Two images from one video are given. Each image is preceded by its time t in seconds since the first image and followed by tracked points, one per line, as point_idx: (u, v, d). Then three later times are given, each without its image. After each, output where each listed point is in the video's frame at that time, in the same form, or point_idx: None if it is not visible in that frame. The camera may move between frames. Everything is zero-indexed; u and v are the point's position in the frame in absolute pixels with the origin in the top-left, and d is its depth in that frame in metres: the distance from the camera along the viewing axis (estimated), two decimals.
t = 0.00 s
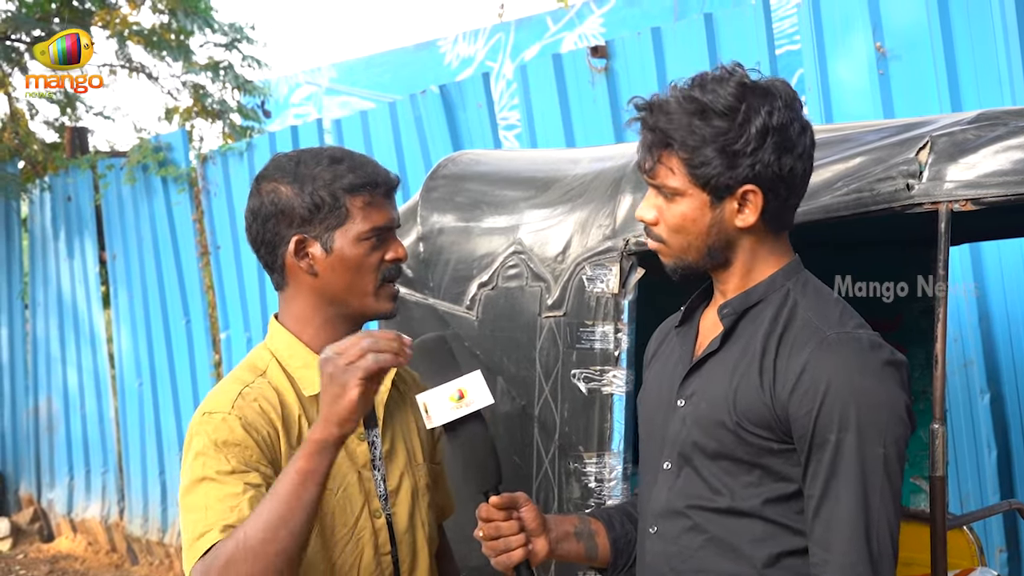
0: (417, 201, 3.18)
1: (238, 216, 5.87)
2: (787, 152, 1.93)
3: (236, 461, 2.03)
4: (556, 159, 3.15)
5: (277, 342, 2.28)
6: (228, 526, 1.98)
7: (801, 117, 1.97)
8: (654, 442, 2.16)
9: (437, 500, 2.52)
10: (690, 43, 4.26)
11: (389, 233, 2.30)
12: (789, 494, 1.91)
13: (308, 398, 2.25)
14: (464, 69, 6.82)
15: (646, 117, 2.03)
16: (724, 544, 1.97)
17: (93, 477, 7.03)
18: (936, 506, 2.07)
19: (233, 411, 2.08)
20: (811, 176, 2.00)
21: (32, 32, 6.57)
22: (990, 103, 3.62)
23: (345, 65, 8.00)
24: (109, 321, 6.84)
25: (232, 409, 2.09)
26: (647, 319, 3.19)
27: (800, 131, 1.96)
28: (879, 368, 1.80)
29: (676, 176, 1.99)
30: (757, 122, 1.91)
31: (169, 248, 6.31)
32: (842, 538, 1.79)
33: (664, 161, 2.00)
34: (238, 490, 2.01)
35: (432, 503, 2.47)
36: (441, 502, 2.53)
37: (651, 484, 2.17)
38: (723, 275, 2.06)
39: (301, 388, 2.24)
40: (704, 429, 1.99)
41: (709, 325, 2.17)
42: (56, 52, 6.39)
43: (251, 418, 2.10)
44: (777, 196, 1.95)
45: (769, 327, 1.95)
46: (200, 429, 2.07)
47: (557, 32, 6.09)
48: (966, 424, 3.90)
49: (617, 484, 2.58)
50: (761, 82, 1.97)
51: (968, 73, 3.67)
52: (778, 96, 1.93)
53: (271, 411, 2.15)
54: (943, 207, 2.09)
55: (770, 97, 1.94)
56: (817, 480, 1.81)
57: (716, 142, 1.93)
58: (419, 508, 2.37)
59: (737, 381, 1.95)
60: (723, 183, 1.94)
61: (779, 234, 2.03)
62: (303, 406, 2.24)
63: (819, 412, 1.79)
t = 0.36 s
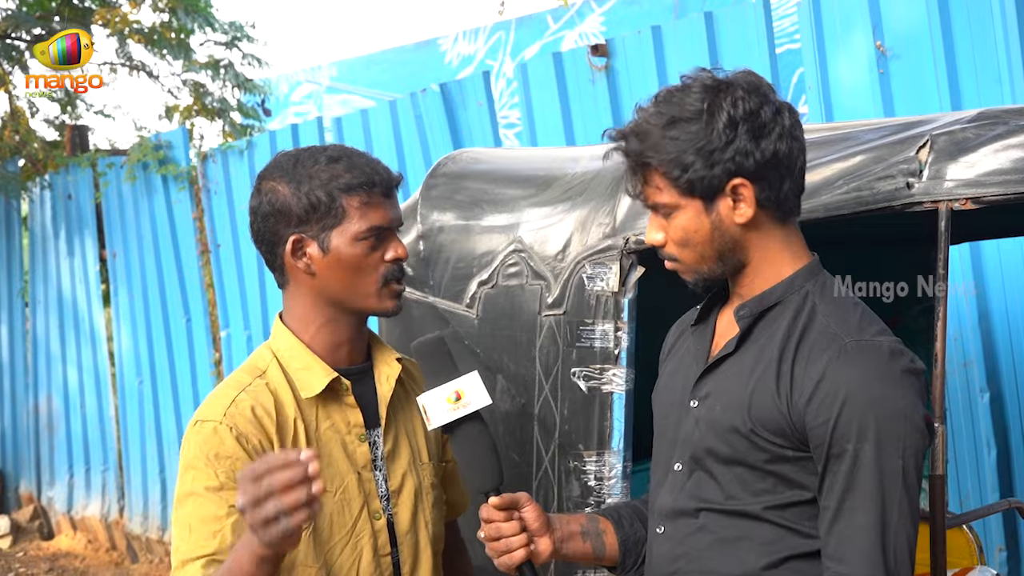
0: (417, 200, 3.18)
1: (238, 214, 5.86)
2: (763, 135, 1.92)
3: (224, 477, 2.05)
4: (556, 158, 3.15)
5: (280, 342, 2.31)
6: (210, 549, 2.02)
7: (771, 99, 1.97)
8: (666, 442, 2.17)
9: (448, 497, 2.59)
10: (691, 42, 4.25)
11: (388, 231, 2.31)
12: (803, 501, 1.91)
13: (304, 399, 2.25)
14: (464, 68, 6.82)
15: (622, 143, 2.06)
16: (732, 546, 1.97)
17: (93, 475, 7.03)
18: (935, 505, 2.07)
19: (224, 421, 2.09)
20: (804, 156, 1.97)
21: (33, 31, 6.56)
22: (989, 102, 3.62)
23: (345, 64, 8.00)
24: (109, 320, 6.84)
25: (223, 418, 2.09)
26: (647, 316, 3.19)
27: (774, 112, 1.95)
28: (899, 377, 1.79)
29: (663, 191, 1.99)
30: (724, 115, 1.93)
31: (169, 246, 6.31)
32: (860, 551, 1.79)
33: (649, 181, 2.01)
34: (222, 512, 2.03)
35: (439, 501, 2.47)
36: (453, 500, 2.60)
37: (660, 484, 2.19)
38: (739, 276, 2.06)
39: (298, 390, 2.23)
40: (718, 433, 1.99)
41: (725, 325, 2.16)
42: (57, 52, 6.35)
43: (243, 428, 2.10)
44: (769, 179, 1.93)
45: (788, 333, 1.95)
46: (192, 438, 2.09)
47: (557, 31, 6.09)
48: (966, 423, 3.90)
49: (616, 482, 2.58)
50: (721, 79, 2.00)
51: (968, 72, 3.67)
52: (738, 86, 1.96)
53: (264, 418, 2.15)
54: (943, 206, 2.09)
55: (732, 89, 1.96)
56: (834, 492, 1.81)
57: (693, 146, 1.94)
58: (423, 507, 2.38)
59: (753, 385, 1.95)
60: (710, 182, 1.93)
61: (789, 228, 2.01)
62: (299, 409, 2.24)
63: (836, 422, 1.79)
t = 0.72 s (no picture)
0: (418, 200, 3.18)
1: (241, 215, 5.87)
2: (779, 119, 2.00)
3: (231, 474, 2.05)
4: (557, 158, 3.15)
5: (284, 342, 2.31)
6: (220, 547, 2.01)
7: (798, 96, 2.04)
8: (664, 441, 2.17)
9: (453, 496, 2.58)
10: (693, 42, 4.25)
11: (397, 232, 2.32)
12: (797, 498, 1.91)
13: (308, 399, 2.25)
14: (466, 67, 6.82)
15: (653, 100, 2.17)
16: (730, 546, 1.97)
17: (95, 474, 7.04)
18: (937, 505, 2.08)
19: (228, 419, 2.09)
20: (814, 156, 2.02)
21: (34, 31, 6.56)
22: (992, 101, 3.62)
23: (346, 63, 8.00)
24: (111, 319, 6.84)
25: (227, 416, 2.10)
26: (648, 316, 3.19)
27: (797, 107, 2.02)
28: (889, 369, 1.80)
29: (677, 147, 2.09)
30: (748, 89, 2.01)
31: (171, 246, 6.31)
32: (850, 543, 1.79)
33: (666, 136, 2.12)
34: (230, 509, 2.04)
35: (443, 499, 2.46)
36: (457, 500, 2.59)
37: (659, 483, 2.19)
38: (731, 263, 2.08)
39: (301, 389, 2.24)
40: (713, 429, 1.99)
41: (721, 323, 2.17)
42: (56, 52, 6.38)
43: (246, 425, 2.11)
44: (772, 161, 1.98)
45: (779, 328, 1.96)
46: (196, 436, 2.09)
47: (558, 31, 6.10)
48: (967, 422, 3.90)
49: (618, 482, 2.58)
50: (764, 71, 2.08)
51: (969, 71, 3.67)
52: (773, 72, 2.05)
53: (267, 416, 2.16)
54: (945, 206, 2.09)
55: (768, 73, 2.05)
56: (825, 485, 1.82)
57: (710, 107, 2.03)
58: (427, 506, 2.38)
59: (746, 381, 1.95)
60: (715, 145, 2.02)
61: (785, 224, 2.03)
62: (302, 408, 2.24)
63: (827, 415, 1.80)
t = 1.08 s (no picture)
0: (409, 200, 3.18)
1: (232, 216, 5.86)
2: (762, 131, 1.99)
3: (239, 479, 2.05)
4: (549, 159, 3.15)
5: (279, 342, 2.30)
6: (234, 554, 2.00)
7: (777, 102, 2.04)
8: (653, 442, 2.17)
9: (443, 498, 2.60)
10: (684, 44, 4.25)
11: (393, 236, 2.32)
12: (785, 497, 1.91)
13: (306, 400, 2.24)
14: (459, 68, 6.81)
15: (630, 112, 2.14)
16: (719, 544, 1.98)
17: (86, 476, 7.01)
18: (927, 506, 2.08)
19: (234, 421, 2.09)
20: (797, 162, 2.02)
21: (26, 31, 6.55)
22: (983, 103, 3.63)
23: (338, 64, 7.99)
24: (102, 320, 6.82)
25: (233, 418, 2.09)
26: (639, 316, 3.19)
27: (778, 114, 2.02)
28: (876, 369, 1.81)
29: (660, 164, 2.07)
30: (729, 102, 2.00)
31: (163, 247, 6.30)
32: (838, 543, 1.79)
33: (647, 152, 2.09)
34: (241, 514, 2.03)
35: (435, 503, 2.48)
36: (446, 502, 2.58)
37: (648, 483, 2.19)
38: (719, 271, 2.09)
39: (300, 390, 2.23)
40: (701, 429, 2.00)
41: (710, 325, 2.17)
42: (57, 53, 6.32)
43: (252, 427, 2.10)
44: (757, 174, 1.98)
45: (768, 328, 1.96)
46: (200, 438, 2.08)
47: (550, 32, 6.09)
48: (957, 423, 3.90)
49: (609, 483, 2.57)
50: (738, 72, 2.06)
51: (960, 73, 3.68)
52: (751, 80, 2.03)
53: (271, 417, 2.15)
54: (935, 207, 2.09)
55: (744, 81, 2.03)
56: (813, 484, 1.82)
57: (692, 124, 2.01)
58: (420, 507, 2.39)
59: (735, 382, 1.96)
60: (701, 162, 2.01)
61: (773, 228, 2.04)
62: (302, 408, 2.23)
63: (815, 415, 1.80)
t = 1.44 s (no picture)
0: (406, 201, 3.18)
1: (230, 217, 5.86)
2: (762, 128, 1.99)
3: (229, 490, 2.05)
4: (546, 159, 3.15)
5: (278, 344, 2.31)
6: (214, 568, 2.01)
7: (777, 101, 2.04)
8: (650, 442, 2.17)
9: (443, 498, 2.60)
10: (681, 44, 4.26)
11: (393, 235, 2.32)
12: (781, 500, 1.91)
13: (304, 402, 2.25)
14: (455, 68, 6.81)
15: (629, 111, 2.13)
16: (713, 544, 1.98)
17: (83, 476, 7.00)
18: (924, 506, 2.08)
19: (228, 428, 2.08)
20: (796, 159, 2.03)
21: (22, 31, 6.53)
22: (979, 103, 3.64)
23: (335, 63, 7.99)
24: (99, 321, 6.81)
25: (227, 425, 2.09)
26: (637, 316, 3.19)
27: (777, 112, 2.02)
28: (875, 374, 1.81)
29: (660, 161, 2.07)
30: (729, 98, 2.00)
31: (160, 248, 6.28)
32: (835, 548, 1.79)
33: (647, 148, 2.09)
34: (227, 527, 2.03)
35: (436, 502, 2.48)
36: (447, 501, 2.61)
37: (644, 483, 2.19)
38: (717, 270, 2.09)
39: (298, 393, 2.23)
40: (698, 431, 2.00)
41: (708, 326, 2.17)
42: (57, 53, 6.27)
43: (245, 435, 2.10)
44: (757, 170, 1.98)
45: (767, 331, 1.96)
46: (195, 444, 2.08)
47: (547, 31, 6.09)
48: (954, 423, 3.91)
49: (606, 483, 2.59)
50: (736, 73, 2.07)
51: (956, 73, 3.69)
52: (751, 79, 2.03)
53: (265, 423, 2.15)
54: (932, 207, 2.10)
55: (744, 79, 2.03)
56: (810, 489, 1.82)
57: (692, 120, 2.01)
58: (420, 509, 2.38)
59: (733, 384, 1.96)
60: (701, 157, 2.00)
61: (772, 228, 2.04)
62: (299, 412, 2.23)
63: (813, 420, 1.80)
